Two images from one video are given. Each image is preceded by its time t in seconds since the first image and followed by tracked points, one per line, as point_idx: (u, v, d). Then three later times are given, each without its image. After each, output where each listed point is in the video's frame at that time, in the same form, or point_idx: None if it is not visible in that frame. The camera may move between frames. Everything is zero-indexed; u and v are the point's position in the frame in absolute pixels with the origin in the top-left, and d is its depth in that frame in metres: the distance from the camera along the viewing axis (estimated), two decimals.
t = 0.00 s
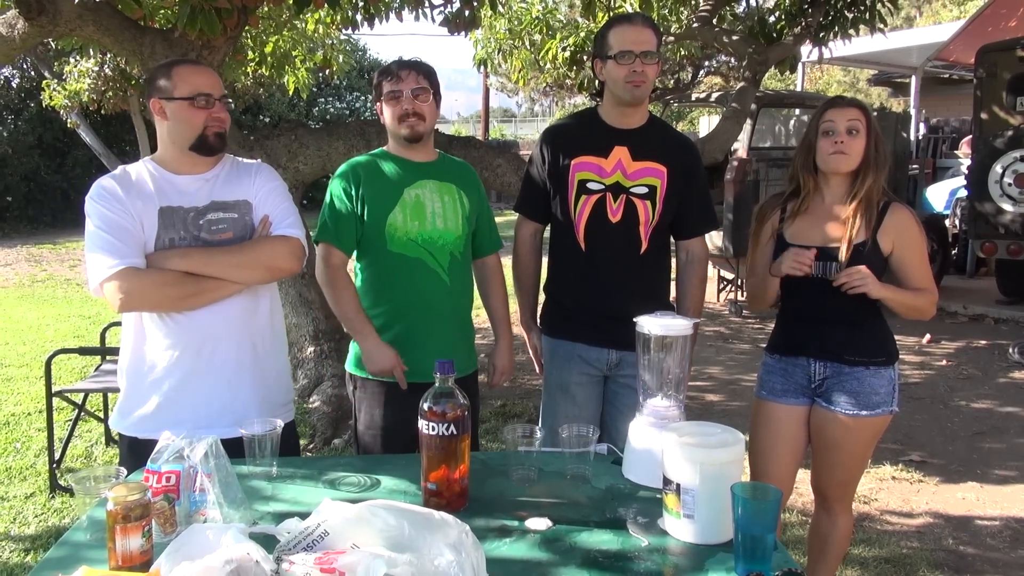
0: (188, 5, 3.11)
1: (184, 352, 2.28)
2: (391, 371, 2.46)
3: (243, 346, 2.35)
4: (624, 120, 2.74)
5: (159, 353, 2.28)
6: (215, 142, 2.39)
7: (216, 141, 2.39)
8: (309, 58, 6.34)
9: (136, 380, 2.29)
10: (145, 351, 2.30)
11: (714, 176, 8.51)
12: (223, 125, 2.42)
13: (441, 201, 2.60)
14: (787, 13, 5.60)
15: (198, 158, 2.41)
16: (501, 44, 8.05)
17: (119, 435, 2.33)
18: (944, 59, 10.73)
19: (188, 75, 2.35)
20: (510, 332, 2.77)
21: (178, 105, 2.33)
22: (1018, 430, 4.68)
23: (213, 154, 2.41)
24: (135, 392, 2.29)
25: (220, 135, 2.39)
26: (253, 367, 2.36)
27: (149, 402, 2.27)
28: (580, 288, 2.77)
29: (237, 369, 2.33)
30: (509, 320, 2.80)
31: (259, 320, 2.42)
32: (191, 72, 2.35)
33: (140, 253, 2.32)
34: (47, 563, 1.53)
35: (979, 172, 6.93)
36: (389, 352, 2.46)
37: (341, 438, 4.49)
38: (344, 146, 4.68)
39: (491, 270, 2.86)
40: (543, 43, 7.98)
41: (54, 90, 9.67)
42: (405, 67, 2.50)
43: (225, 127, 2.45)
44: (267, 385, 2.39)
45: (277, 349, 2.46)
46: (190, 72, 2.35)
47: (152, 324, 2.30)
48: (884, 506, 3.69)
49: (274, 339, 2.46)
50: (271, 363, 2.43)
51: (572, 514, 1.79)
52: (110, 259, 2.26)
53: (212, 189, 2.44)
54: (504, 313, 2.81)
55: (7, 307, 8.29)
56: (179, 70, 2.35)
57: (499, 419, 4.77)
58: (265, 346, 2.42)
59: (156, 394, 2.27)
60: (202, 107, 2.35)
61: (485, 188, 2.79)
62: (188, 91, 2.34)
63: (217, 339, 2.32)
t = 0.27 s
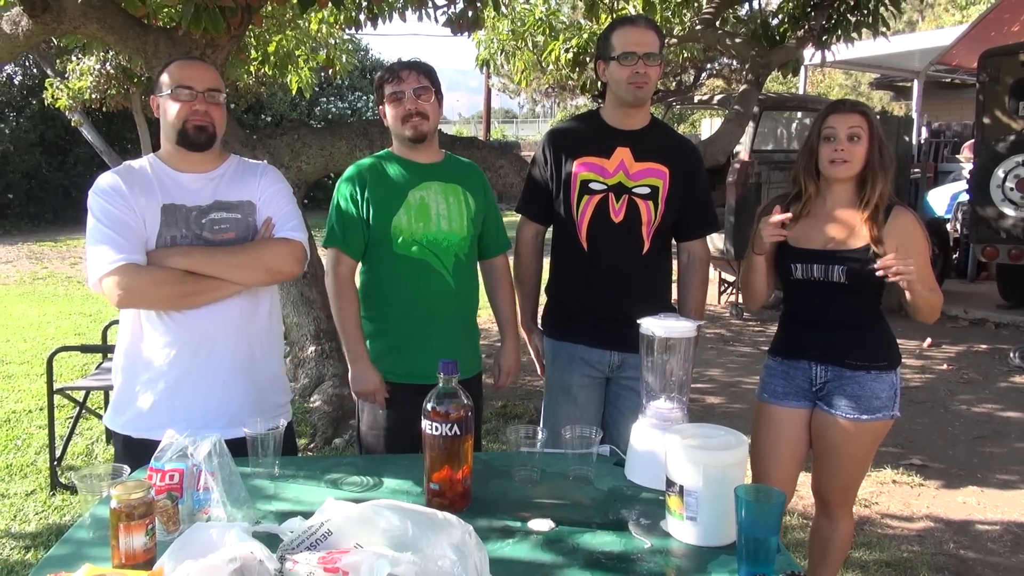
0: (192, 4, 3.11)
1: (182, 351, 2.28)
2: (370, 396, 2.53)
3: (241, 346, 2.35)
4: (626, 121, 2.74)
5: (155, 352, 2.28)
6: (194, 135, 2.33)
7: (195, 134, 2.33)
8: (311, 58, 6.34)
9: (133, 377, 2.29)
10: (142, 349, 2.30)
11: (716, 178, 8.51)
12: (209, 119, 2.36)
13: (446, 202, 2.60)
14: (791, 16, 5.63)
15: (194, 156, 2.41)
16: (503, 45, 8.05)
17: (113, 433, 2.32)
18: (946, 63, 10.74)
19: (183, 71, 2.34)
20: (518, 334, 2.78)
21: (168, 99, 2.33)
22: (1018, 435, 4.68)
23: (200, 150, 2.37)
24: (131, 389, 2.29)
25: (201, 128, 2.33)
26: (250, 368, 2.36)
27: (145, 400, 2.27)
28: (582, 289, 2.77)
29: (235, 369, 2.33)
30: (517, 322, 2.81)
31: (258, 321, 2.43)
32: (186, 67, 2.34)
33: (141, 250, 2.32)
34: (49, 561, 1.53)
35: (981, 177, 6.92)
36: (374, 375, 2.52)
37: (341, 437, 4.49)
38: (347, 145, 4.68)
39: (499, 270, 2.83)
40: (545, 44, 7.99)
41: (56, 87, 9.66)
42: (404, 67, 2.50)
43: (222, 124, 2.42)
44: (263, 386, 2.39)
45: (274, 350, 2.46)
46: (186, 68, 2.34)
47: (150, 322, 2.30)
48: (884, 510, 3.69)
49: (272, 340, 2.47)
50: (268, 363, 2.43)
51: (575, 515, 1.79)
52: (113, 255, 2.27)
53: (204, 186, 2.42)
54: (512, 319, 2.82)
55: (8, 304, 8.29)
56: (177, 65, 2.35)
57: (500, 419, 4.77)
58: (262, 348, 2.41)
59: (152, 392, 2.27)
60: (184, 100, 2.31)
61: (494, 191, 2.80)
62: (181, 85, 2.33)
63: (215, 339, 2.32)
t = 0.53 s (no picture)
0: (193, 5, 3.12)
1: (180, 352, 2.29)
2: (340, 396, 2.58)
3: (239, 347, 2.36)
4: (623, 124, 2.75)
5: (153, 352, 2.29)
6: (196, 137, 2.34)
7: (197, 136, 2.34)
8: (312, 59, 6.35)
9: (130, 377, 2.30)
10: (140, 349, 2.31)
11: (716, 180, 8.52)
12: (211, 122, 2.37)
13: (444, 205, 2.60)
14: (790, 18, 5.62)
15: (197, 157, 2.41)
16: (503, 47, 8.07)
17: (109, 431, 2.33)
18: (945, 66, 10.75)
19: (185, 72, 2.35)
20: (519, 333, 2.80)
21: (169, 101, 2.34)
22: (1016, 437, 4.69)
23: (203, 152, 2.38)
24: (128, 389, 2.29)
25: (202, 131, 2.35)
26: (248, 369, 2.37)
27: (142, 399, 2.28)
28: (577, 290, 2.78)
29: (232, 370, 2.33)
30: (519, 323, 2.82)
31: (257, 322, 2.43)
32: (188, 69, 2.35)
33: (142, 249, 2.33)
34: (47, 560, 1.54)
35: (980, 179, 6.93)
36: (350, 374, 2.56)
37: (340, 438, 4.49)
38: (346, 146, 4.68)
39: (501, 273, 2.85)
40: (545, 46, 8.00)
41: (57, 88, 9.67)
42: (408, 68, 2.52)
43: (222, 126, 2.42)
44: (260, 387, 2.40)
45: (272, 351, 2.47)
46: (187, 69, 2.35)
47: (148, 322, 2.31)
48: (881, 512, 3.70)
49: (270, 341, 2.47)
50: (266, 364, 2.44)
51: (571, 516, 1.80)
52: (113, 255, 2.27)
53: (205, 187, 2.42)
54: (515, 320, 2.83)
55: (8, 304, 8.30)
56: (178, 67, 2.35)
57: (498, 421, 4.78)
58: (260, 350, 2.42)
59: (149, 392, 2.27)
60: (185, 102, 2.32)
61: (496, 195, 2.81)
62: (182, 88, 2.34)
63: (213, 340, 2.32)
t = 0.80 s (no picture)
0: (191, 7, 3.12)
1: (182, 353, 2.29)
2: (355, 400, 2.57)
3: (240, 347, 2.37)
4: (619, 125, 2.75)
5: (153, 352, 2.29)
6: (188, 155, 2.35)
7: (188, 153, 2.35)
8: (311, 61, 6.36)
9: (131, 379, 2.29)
10: (140, 350, 2.30)
11: (715, 181, 8.53)
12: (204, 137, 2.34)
13: (442, 206, 2.60)
14: (789, 20, 5.62)
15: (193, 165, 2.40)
16: (502, 49, 8.08)
17: (110, 434, 2.33)
18: (944, 66, 10.76)
19: (179, 84, 2.28)
20: (520, 330, 2.81)
21: (162, 114, 2.30)
22: (1015, 437, 4.69)
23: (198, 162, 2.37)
24: (129, 391, 2.29)
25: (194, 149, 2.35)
26: (249, 369, 2.38)
27: (143, 401, 2.28)
28: (574, 290, 2.78)
29: (234, 370, 2.34)
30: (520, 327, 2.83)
31: (257, 321, 2.44)
32: (181, 81, 2.28)
33: (140, 253, 2.33)
34: (45, 562, 1.54)
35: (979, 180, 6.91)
36: (360, 377, 2.55)
37: (339, 440, 4.49)
38: (346, 148, 4.69)
39: (501, 274, 2.84)
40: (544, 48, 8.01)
41: (56, 91, 9.68)
42: (407, 71, 2.52)
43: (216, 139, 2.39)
44: (262, 386, 2.41)
45: (272, 350, 2.48)
46: (180, 81, 2.27)
47: (149, 323, 2.30)
48: (881, 512, 3.70)
49: (271, 340, 2.48)
50: (266, 364, 2.45)
51: (569, 518, 1.80)
52: (110, 258, 2.27)
53: (202, 194, 2.42)
54: (515, 321, 2.83)
55: (8, 307, 8.30)
56: (174, 78, 2.28)
57: (498, 422, 4.78)
58: (261, 349, 2.43)
59: (151, 393, 2.27)
60: (177, 120, 2.29)
61: (497, 197, 2.80)
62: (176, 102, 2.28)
63: (215, 340, 2.33)
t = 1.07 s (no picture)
0: (188, 10, 3.12)
1: (180, 352, 2.30)
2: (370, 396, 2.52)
3: (238, 342, 2.39)
4: (617, 126, 2.76)
5: (149, 354, 2.28)
6: (182, 178, 2.38)
7: (184, 176, 2.37)
8: (309, 64, 6.37)
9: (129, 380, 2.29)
10: (137, 352, 2.29)
11: (713, 181, 8.53)
12: (200, 166, 2.35)
13: (440, 207, 2.61)
14: (787, 19, 5.63)
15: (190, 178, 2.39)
16: (500, 50, 8.09)
17: (107, 436, 2.32)
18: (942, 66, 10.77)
19: (183, 114, 2.22)
20: (517, 334, 2.81)
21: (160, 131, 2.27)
22: (1015, 436, 4.69)
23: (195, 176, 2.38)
24: (127, 392, 2.28)
25: (189, 173, 2.36)
26: (248, 364, 2.40)
27: (142, 402, 2.28)
28: (572, 290, 2.79)
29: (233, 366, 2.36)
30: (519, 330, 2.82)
31: (254, 317, 2.45)
32: (186, 111, 2.21)
33: (139, 254, 2.32)
34: (44, 566, 1.54)
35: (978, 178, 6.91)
36: (372, 375, 2.51)
37: (339, 442, 4.49)
38: (344, 150, 4.70)
39: (500, 277, 2.82)
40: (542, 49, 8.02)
41: (55, 94, 9.68)
42: (408, 73, 2.53)
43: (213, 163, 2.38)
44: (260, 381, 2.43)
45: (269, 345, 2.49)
46: (184, 111, 2.21)
47: (145, 324, 2.29)
48: (880, 512, 3.70)
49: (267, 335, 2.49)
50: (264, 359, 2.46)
51: (566, 519, 1.80)
52: (110, 260, 2.25)
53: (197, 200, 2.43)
54: (513, 322, 2.82)
55: (7, 311, 8.30)
56: (173, 104, 2.20)
57: (497, 424, 4.78)
58: (259, 345, 2.44)
59: (151, 393, 2.28)
60: (174, 149, 2.27)
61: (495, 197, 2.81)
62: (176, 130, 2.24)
63: (214, 338, 2.34)
